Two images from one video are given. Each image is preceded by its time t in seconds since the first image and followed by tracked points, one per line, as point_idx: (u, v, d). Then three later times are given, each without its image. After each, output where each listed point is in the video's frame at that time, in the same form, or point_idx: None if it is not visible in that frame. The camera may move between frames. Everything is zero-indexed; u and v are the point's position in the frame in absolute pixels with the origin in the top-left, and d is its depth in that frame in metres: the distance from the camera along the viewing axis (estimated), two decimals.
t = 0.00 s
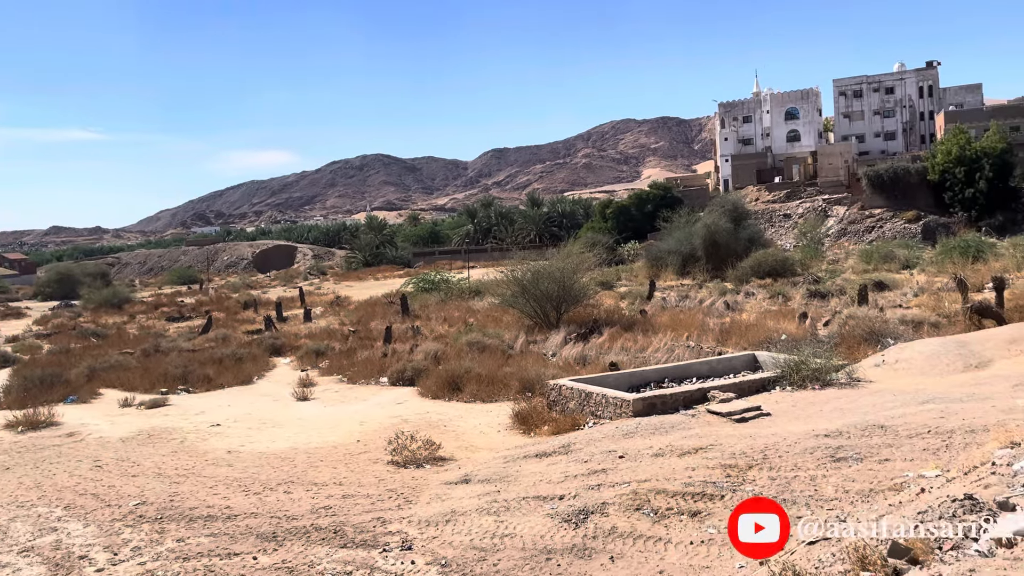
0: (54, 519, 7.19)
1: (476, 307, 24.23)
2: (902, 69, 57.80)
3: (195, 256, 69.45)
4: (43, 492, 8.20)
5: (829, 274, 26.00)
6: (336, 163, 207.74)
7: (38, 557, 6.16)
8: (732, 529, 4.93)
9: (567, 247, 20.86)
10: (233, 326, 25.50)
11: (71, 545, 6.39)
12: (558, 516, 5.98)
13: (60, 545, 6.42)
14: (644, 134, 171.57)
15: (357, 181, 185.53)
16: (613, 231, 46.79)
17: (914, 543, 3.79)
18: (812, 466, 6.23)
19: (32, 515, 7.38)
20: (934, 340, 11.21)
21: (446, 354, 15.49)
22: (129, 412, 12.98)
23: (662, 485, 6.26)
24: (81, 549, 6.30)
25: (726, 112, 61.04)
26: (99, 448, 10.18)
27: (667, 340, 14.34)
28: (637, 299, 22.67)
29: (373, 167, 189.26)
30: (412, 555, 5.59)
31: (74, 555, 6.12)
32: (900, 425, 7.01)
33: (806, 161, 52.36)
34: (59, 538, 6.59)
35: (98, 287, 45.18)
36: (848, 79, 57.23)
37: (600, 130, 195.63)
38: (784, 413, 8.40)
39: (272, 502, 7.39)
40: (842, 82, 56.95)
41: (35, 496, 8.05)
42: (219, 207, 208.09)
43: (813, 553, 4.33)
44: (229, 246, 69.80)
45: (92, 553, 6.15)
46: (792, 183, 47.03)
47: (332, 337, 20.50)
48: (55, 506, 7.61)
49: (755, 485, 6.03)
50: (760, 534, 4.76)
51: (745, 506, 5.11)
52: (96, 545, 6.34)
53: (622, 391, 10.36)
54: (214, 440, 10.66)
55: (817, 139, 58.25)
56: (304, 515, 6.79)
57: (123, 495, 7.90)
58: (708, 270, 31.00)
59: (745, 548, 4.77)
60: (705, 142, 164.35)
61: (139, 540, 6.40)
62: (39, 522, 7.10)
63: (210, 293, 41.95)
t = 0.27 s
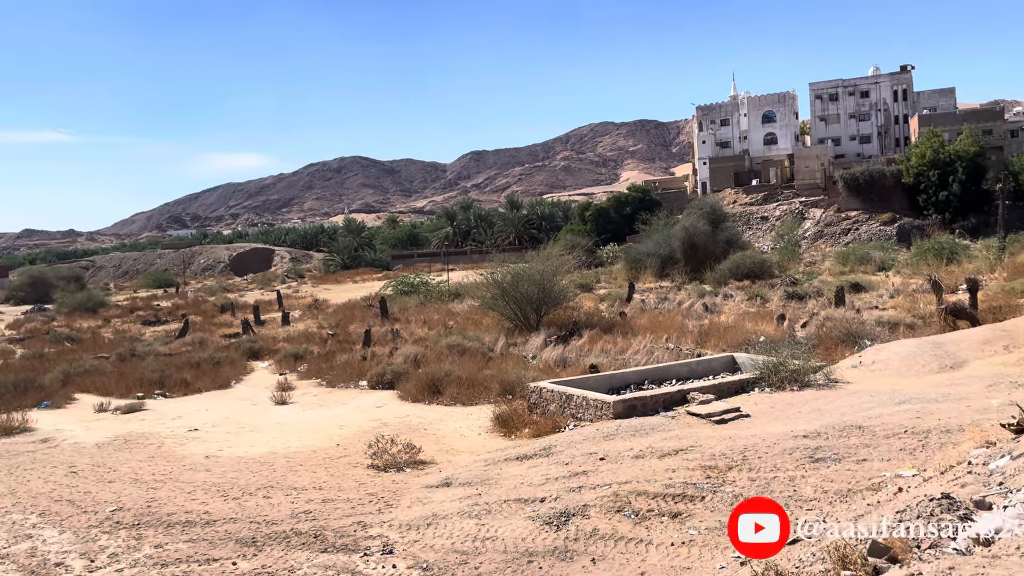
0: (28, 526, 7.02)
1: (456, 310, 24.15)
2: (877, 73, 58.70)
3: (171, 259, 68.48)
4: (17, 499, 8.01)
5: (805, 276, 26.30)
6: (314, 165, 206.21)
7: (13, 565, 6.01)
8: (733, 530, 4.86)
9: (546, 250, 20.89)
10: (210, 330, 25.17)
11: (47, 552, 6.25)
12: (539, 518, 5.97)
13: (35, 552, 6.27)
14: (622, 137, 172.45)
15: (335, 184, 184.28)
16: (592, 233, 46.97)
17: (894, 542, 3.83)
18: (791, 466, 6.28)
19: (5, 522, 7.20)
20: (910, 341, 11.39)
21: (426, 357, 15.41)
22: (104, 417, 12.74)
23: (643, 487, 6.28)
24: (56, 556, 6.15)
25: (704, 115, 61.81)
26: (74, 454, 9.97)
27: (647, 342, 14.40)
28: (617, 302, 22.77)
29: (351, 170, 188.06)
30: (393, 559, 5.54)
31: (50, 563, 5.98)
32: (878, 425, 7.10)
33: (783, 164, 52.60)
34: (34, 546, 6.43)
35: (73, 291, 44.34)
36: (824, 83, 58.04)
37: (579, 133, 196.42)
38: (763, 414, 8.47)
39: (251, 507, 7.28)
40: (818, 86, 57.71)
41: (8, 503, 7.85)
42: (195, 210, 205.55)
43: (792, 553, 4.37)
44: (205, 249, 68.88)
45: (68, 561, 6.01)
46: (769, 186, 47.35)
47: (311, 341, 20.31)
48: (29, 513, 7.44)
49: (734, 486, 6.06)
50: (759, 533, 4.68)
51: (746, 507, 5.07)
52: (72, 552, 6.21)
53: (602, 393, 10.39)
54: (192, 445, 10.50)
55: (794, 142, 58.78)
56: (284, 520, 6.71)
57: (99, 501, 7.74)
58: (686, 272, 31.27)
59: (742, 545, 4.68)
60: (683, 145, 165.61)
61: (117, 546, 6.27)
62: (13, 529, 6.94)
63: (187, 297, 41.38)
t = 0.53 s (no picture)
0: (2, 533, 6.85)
1: (435, 312, 24.08)
2: (851, 77, 59.54)
3: (146, 262, 67.51)
4: None
5: (782, 278, 26.60)
6: (291, 167, 204.43)
7: None
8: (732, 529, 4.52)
9: (526, 252, 20.90)
10: (187, 333, 24.84)
11: (22, 558, 6.11)
12: (520, 520, 5.95)
13: (8, 559, 6.13)
14: (600, 141, 173.22)
15: (313, 186, 182.89)
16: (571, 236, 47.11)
17: (872, 540, 3.87)
18: (769, 466, 6.33)
19: None
20: (885, 342, 11.56)
21: (406, 360, 15.32)
22: (79, 422, 12.51)
23: (623, 488, 6.29)
24: (31, 562, 6.02)
25: (681, 118, 62.39)
26: (48, 459, 9.77)
27: (626, 344, 14.46)
28: (596, 304, 22.85)
29: (329, 173, 186.70)
30: (374, 563, 5.49)
31: (24, 569, 5.85)
32: (854, 426, 7.18)
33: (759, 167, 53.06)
34: (7, 552, 6.28)
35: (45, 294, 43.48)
36: (800, 86, 58.78)
37: (557, 135, 196.97)
38: (741, 415, 8.54)
39: (230, 511, 7.18)
40: (794, 90, 58.56)
41: None
42: (170, 212, 202.79)
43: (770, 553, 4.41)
44: (182, 252, 67.95)
45: (43, 567, 5.89)
46: (746, 188, 47.82)
47: (289, 344, 20.12)
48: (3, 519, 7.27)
49: (714, 486, 6.10)
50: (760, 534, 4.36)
51: (748, 507, 4.72)
52: (46, 558, 6.07)
53: (581, 395, 10.41)
54: (169, 449, 10.34)
55: (770, 145, 59.48)
56: (263, 524, 6.62)
57: (74, 507, 7.59)
58: (665, 274, 31.47)
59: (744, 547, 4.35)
60: (661, 147, 166.70)
61: (93, 552, 6.14)
62: None
63: (162, 301, 40.77)
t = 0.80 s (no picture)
0: None
1: (414, 315, 23.99)
2: (827, 80, 60.35)
3: (121, 265, 66.45)
4: None
5: (759, 280, 26.90)
6: (268, 169, 202.58)
7: None
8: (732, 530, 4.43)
9: (505, 254, 20.90)
10: (162, 336, 24.49)
11: None
12: (500, 522, 5.93)
13: None
14: (579, 143, 173.88)
15: (290, 188, 181.38)
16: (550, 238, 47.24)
17: (849, 539, 3.91)
18: (747, 466, 6.39)
19: None
20: (860, 343, 11.72)
21: (385, 362, 15.23)
22: (51, 426, 12.27)
23: (603, 489, 6.30)
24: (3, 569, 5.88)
25: (659, 121, 62.83)
26: (20, 464, 9.56)
27: (605, 346, 14.52)
28: (575, 305, 22.91)
29: (307, 175, 185.25)
30: (353, 566, 5.43)
31: None
32: (831, 426, 7.26)
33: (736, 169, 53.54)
34: None
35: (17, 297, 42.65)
36: (776, 90, 59.48)
37: (536, 137, 197.35)
38: (719, 416, 8.59)
39: (207, 515, 7.08)
40: (771, 93, 59.39)
41: None
42: (144, 214, 199.83)
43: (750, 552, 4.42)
44: (157, 254, 66.98)
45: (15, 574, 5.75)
46: (723, 191, 48.28)
47: (267, 347, 19.92)
48: None
49: (692, 487, 6.13)
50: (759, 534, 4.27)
51: (749, 506, 4.68)
52: (19, 565, 5.93)
53: (561, 397, 10.43)
54: (144, 453, 10.16)
55: (746, 148, 60.13)
56: (241, 528, 6.53)
57: (47, 512, 7.42)
58: (643, 276, 31.66)
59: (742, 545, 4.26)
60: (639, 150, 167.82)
61: (68, 558, 6.01)
62: None
63: (137, 303, 40.16)
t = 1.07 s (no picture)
0: None
1: (392, 316, 23.87)
2: (802, 84, 61.13)
3: (93, 266, 65.28)
4: None
5: (735, 281, 27.16)
6: (244, 169, 200.43)
7: None
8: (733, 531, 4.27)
9: (483, 256, 20.87)
10: (136, 338, 24.10)
11: None
12: (479, 524, 5.91)
13: None
14: (557, 145, 174.31)
15: (266, 189, 179.56)
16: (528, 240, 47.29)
17: (825, 537, 3.95)
18: (724, 467, 6.43)
19: None
20: (834, 344, 11.88)
21: (362, 364, 15.12)
22: (22, 430, 12.00)
23: (581, 490, 6.30)
24: None
25: (636, 123, 63.19)
26: None
27: (582, 347, 14.56)
28: (553, 307, 22.94)
29: (283, 175, 183.50)
30: (330, 569, 5.37)
31: None
32: (806, 426, 7.34)
33: (713, 172, 54.01)
34: None
35: None
36: (752, 93, 60.14)
37: (514, 139, 197.55)
38: (696, 417, 8.65)
39: (182, 519, 6.95)
40: (747, 96, 59.87)
41: None
42: (117, 215, 196.65)
43: (727, 552, 4.44)
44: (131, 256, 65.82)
45: None
46: (699, 193, 48.71)
47: (243, 349, 19.68)
48: None
49: (669, 487, 6.16)
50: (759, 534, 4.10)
51: (747, 507, 4.47)
52: None
53: (539, 398, 10.43)
54: (118, 457, 9.97)
55: (722, 151, 60.64)
56: (217, 532, 6.43)
57: (18, 517, 7.25)
58: (621, 278, 31.81)
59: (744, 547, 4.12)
60: (617, 152, 168.84)
61: (40, 563, 5.87)
62: None
63: (109, 306, 39.46)
